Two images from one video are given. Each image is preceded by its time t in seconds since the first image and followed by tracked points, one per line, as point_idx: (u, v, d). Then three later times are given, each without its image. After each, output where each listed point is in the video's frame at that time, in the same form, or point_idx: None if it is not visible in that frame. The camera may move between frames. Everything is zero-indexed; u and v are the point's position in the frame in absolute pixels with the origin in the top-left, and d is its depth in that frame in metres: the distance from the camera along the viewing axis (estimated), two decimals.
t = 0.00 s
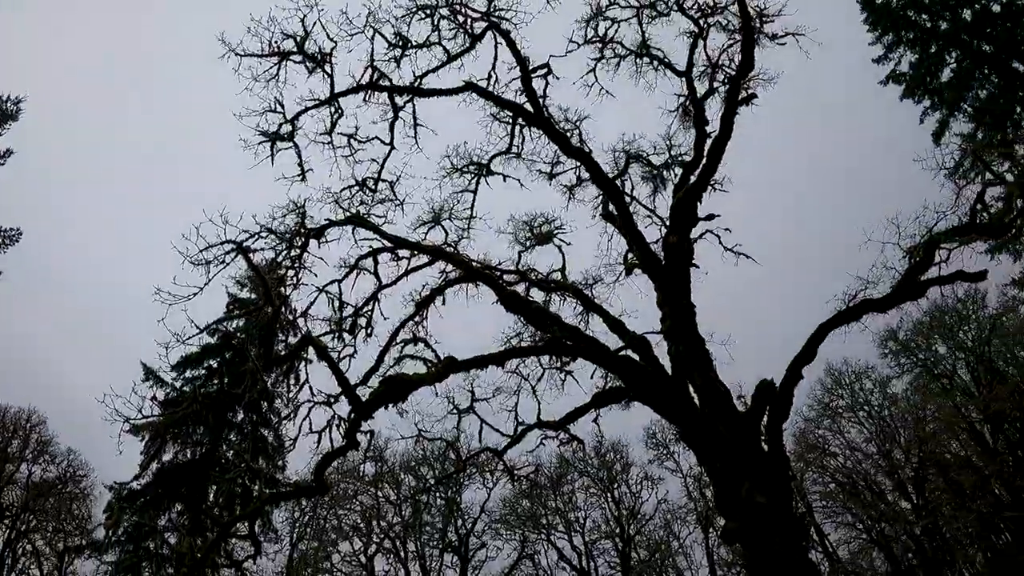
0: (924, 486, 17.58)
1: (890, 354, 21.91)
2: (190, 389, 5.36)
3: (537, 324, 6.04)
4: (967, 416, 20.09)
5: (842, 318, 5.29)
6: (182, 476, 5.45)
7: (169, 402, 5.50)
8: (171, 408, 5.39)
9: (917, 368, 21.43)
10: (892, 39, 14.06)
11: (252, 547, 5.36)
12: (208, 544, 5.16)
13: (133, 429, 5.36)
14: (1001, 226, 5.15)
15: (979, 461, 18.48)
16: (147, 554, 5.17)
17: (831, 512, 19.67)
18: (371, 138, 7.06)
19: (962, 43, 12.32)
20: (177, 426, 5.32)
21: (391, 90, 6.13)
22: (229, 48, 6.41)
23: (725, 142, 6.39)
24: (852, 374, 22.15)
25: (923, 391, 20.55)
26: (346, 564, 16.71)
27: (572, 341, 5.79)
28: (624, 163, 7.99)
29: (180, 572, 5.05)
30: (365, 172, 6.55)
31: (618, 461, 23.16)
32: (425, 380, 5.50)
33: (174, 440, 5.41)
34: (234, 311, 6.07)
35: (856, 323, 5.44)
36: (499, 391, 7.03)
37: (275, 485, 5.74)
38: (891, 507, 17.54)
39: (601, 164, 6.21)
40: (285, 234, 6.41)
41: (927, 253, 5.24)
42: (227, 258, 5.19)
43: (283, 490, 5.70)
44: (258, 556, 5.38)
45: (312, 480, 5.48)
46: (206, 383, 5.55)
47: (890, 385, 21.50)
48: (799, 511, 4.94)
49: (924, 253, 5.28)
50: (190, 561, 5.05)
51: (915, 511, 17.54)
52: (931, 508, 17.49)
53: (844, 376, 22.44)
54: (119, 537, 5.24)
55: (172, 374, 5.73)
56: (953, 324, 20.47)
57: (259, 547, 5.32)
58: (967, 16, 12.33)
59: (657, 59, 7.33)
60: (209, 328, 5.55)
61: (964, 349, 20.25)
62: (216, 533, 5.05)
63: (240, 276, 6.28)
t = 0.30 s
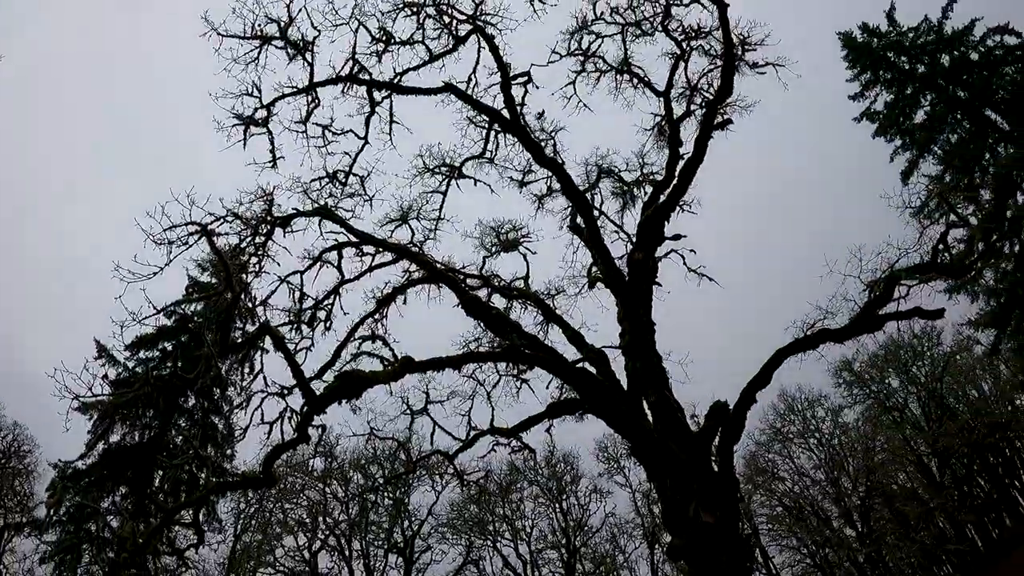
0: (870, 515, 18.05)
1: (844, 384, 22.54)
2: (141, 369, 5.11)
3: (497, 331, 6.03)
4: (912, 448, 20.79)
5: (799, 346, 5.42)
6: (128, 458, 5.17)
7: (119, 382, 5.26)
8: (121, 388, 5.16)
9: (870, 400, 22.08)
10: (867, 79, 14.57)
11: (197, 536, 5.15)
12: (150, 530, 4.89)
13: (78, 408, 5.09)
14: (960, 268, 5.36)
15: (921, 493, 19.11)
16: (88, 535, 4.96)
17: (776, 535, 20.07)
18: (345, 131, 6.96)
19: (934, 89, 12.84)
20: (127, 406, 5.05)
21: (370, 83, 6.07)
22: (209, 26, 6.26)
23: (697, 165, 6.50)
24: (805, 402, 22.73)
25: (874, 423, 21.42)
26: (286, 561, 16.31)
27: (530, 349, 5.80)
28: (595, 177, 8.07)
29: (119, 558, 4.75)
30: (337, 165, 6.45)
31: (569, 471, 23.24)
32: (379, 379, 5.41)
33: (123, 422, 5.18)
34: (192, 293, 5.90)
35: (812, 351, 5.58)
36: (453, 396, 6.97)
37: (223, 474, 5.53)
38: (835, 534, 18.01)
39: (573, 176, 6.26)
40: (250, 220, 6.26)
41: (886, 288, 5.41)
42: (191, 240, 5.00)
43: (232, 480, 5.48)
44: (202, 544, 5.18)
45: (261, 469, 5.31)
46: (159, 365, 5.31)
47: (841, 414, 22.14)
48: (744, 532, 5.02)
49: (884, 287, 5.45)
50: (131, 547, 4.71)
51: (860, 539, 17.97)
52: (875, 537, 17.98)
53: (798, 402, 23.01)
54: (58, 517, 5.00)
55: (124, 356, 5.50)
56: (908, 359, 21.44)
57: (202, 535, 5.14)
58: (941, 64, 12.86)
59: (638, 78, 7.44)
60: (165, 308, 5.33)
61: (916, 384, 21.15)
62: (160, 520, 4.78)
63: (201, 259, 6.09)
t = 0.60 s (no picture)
0: (818, 537, 18.43)
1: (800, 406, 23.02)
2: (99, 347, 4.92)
3: (459, 333, 6.01)
4: (861, 473, 21.33)
5: (759, 366, 5.53)
6: (79, 437, 4.99)
7: (75, 358, 5.07)
8: (75, 364, 4.97)
9: (824, 423, 22.71)
10: (844, 110, 14.96)
11: (144, 521, 4.94)
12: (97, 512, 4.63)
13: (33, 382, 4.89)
14: (921, 301, 5.53)
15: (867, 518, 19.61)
16: (33, 514, 4.71)
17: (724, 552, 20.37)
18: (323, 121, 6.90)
19: (907, 125, 13.23)
20: (81, 384, 4.88)
21: (350, 74, 6.04)
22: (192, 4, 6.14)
23: (670, 182, 6.59)
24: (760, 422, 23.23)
25: (827, 447, 22.16)
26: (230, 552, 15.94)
27: (491, 353, 5.78)
28: (568, 185, 8.12)
29: (63, 538, 4.45)
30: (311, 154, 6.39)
31: (522, 477, 23.26)
32: (338, 373, 5.30)
33: (77, 399, 5.00)
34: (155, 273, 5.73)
35: (771, 372, 5.69)
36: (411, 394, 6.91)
37: (175, 459, 5.37)
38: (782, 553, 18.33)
39: (545, 183, 6.28)
40: (218, 203, 6.11)
41: (847, 316, 5.56)
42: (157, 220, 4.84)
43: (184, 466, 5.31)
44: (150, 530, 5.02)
45: (215, 454, 5.10)
46: (116, 343, 5.13)
47: (795, 436, 22.61)
48: (694, 547, 5.07)
49: (846, 315, 5.59)
50: (77, 528, 4.47)
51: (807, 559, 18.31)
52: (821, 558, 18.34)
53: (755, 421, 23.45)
54: (1, 493, 4.80)
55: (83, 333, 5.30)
56: (866, 386, 22.33)
57: (151, 520, 4.95)
58: (916, 101, 13.27)
59: (618, 91, 7.51)
60: (127, 287, 5.15)
61: (871, 412, 21.92)
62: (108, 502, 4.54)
63: (168, 238, 5.92)
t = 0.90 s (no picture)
0: (766, 549, 18.72)
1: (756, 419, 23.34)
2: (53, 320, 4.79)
3: (419, 328, 5.97)
4: (812, 488, 21.73)
5: (716, 378, 5.60)
6: (28, 411, 4.85)
7: (29, 330, 4.94)
8: (29, 337, 4.83)
9: (778, 438, 22.76)
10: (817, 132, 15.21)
11: (91, 501, 4.81)
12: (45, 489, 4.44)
13: None
14: (877, 323, 5.65)
15: (816, 532, 19.99)
16: None
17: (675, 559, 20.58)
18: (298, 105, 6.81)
19: (878, 152, 13.53)
20: (34, 356, 4.74)
21: (326, 60, 5.97)
22: None
23: (639, 191, 6.64)
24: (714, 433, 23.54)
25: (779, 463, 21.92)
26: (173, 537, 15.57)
27: (450, 350, 5.75)
28: (539, 187, 8.12)
29: (7, 515, 4.23)
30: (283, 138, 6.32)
31: (476, 476, 23.16)
32: (294, 359, 5.22)
33: (29, 372, 4.86)
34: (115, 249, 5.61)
35: (727, 385, 5.76)
36: (369, 386, 6.91)
37: (125, 439, 5.25)
38: (731, 563, 18.54)
39: (516, 182, 6.26)
40: (183, 181, 5.99)
41: (806, 333, 5.66)
42: (121, 195, 4.77)
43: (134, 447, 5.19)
44: (97, 510, 4.89)
45: (164, 437, 4.73)
46: (73, 318, 5.01)
47: (749, 448, 22.91)
48: (642, 552, 5.10)
49: (805, 332, 5.69)
50: (22, 505, 4.27)
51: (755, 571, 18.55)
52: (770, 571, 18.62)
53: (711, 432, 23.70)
54: None
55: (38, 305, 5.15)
56: (820, 404, 22.09)
57: (99, 500, 4.83)
58: (889, 129, 13.58)
59: (595, 97, 7.53)
60: (86, 260, 5.03)
61: (825, 428, 21.72)
62: (55, 480, 4.38)
63: (131, 214, 5.79)
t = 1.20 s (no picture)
0: (719, 550, 18.99)
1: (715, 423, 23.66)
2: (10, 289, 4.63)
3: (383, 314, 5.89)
4: (766, 492, 22.17)
5: (677, 379, 5.66)
6: None
7: None
8: None
9: (736, 442, 23.11)
10: (791, 143, 15.49)
11: (43, 476, 4.67)
12: None
13: None
14: (839, 333, 5.75)
15: (768, 537, 20.38)
16: None
17: (629, 558, 20.83)
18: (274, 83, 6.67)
19: (849, 166, 13.87)
20: None
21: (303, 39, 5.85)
22: None
23: (611, 189, 6.62)
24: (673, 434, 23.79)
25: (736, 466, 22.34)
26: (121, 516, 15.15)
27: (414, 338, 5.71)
28: (510, 179, 8.06)
29: None
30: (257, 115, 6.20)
31: (434, 466, 22.98)
32: (257, 341, 4.96)
33: None
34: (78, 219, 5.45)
35: (688, 386, 5.82)
36: (329, 371, 6.45)
37: (79, 414, 5.11)
38: (685, 562, 18.82)
39: (488, 173, 6.18)
40: (151, 153, 5.84)
41: (768, 339, 5.74)
42: (90, 163, 4.57)
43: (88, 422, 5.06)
44: (49, 487, 4.76)
45: (123, 412, 4.38)
46: (32, 288, 4.86)
47: (706, 451, 23.22)
48: (596, 548, 5.14)
49: (767, 338, 5.77)
50: None
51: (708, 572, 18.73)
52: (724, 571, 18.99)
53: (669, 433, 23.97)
54: None
55: None
56: (779, 410, 22.66)
57: (52, 476, 4.69)
58: (861, 144, 13.93)
59: (573, 93, 7.48)
60: (48, 229, 4.87)
61: (782, 435, 22.34)
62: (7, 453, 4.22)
63: (96, 184, 5.63)
